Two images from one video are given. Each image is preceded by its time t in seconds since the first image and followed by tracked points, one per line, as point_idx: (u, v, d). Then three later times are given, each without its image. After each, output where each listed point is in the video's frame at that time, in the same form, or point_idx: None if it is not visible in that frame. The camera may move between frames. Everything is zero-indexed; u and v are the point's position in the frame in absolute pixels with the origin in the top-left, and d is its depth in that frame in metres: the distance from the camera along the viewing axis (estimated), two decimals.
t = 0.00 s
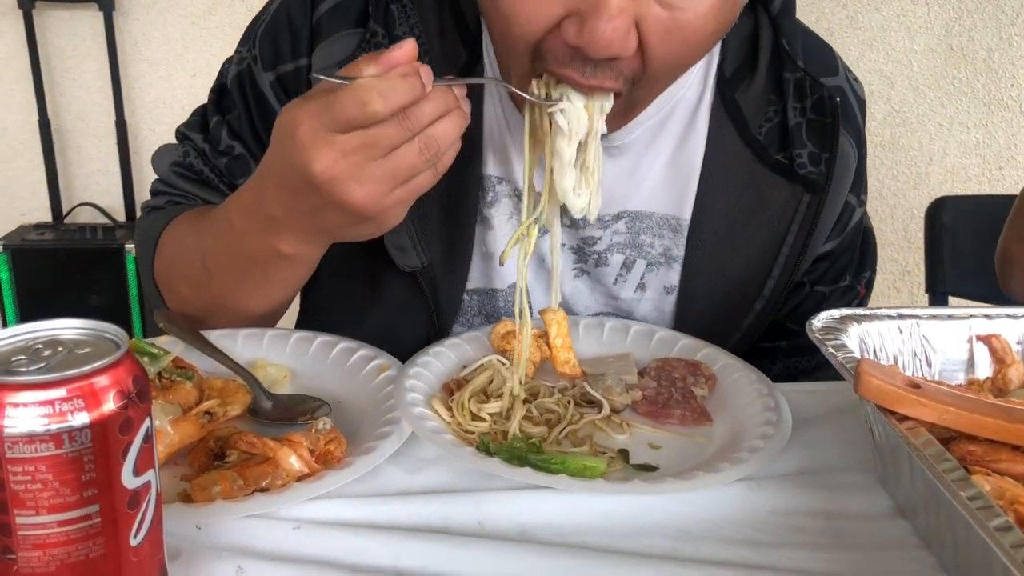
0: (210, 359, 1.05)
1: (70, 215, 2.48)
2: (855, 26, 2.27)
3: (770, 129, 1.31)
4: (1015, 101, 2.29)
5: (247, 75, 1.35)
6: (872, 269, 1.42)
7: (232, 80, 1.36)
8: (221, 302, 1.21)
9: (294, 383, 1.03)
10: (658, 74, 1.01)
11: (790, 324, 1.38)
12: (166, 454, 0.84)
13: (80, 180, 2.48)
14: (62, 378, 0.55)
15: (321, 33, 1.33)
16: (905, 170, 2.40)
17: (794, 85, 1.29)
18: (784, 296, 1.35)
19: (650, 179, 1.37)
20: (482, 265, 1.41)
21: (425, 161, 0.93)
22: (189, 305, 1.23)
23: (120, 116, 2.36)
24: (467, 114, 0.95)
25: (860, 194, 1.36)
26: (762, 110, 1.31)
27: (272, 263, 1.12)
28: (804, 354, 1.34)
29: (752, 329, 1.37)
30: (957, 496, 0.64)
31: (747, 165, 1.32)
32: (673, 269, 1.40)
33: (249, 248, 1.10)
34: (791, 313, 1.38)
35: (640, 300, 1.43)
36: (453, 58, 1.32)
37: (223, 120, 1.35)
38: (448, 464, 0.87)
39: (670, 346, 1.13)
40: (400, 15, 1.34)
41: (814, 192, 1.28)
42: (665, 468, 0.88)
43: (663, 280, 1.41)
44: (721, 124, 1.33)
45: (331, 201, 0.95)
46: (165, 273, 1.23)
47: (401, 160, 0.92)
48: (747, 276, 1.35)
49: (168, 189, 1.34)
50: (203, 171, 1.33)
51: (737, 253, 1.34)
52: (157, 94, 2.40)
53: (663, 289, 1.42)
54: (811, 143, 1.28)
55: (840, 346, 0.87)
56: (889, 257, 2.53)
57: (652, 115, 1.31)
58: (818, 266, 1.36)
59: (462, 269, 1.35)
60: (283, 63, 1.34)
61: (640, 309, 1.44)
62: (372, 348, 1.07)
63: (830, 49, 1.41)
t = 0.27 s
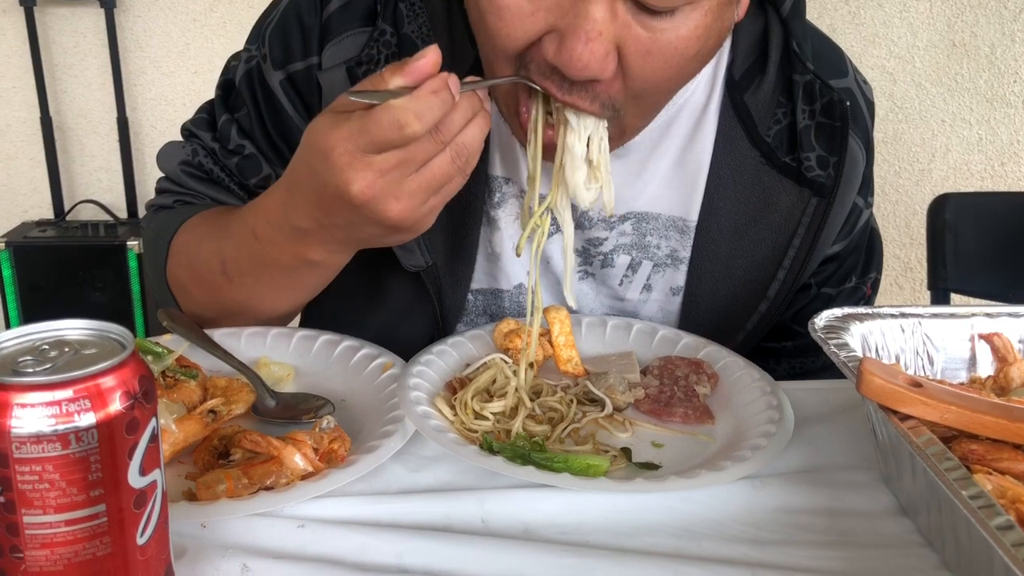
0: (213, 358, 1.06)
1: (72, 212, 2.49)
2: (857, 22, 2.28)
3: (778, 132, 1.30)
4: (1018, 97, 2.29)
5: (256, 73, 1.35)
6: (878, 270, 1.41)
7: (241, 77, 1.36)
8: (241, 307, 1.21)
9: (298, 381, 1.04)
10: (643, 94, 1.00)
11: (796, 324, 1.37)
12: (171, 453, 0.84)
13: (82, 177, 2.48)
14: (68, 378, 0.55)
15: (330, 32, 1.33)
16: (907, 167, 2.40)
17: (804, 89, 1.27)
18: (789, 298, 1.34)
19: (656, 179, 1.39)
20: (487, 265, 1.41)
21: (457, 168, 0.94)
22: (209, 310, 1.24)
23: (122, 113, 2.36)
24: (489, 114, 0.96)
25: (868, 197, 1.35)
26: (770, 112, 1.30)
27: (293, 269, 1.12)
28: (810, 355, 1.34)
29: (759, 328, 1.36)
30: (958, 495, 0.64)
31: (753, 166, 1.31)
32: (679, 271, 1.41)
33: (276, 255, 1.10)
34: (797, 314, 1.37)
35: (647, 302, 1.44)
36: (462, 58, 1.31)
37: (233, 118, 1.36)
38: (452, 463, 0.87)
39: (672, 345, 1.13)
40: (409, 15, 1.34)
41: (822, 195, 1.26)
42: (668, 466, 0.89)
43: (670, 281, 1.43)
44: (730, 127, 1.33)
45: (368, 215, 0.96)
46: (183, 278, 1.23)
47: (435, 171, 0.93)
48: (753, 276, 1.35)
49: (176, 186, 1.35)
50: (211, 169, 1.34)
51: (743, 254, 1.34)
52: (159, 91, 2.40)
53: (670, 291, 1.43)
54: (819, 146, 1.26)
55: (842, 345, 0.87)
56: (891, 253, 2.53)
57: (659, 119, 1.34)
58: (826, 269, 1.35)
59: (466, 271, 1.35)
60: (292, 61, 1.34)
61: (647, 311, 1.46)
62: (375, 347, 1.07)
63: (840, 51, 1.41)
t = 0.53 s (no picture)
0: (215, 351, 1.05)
1: (73, 207, 2.48)
2: (859, 15, 2.27)
3: (784, 121, 1.30)
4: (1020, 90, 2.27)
5: (256, 62, 1.34)
6: (881, 261, 1.39)
7: (241, 67, 1.35)
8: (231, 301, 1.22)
9: (299, 374, 1.03)
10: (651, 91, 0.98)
11: (801, 315, 1.37)
12: (172, 446, 0.84)
13: (83, 173, 2.48)
14: (68, 369, 0.55)
15: (332, 21, 1.33)
16: (910, 160, 2.40)
17: (811, 78, 1.28)
18: (795, 288, 1.33)
19: (661, 169, 1.37)
20: (490, 256, 1.41)
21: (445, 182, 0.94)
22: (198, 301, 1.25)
23: (123, 108, 2.36)
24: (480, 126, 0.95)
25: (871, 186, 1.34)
26: (776, 101, 1.30)
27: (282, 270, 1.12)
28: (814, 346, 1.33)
29: (765, 320, 1.36)
30: (963, 485, 0.64)
31: (759, 155, 1.31)
32: (684, 261, 1.41)
33: (264, 258, 1.10)
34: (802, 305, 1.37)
35: (651, 292, 1.45)
36: (463, 46, 1.29)
37: (233, 108, 1.35)
38: (454, 456, 0.87)
39: (675, 337, 1.12)
40: (411, 3, 1.34)
41: (828, 185, 1.26)
42: (671, 458, 0.88)
43: (674, 272, 1.42)
44: (736, 116, 1.32)
45: (355, 227, 0.95)
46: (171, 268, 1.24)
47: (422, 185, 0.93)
48: (759, 267, 1.34)
49: (176, 175, 1.34)
50: (211, 158, 1.33)
51: (749, 244, 1.34)
52: (160, 86, 2.39)
53: (674, 281, 1.43)
54: (825, 135, 1.27)
55: (846, 336, 0.86)
56: (893, 247, 2.53)
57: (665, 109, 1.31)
58: (831, 259, 1.35)
59: (467, 262, 1.34)
60: (292, 51, 1.33)
61: (651, 301, 1.46)
62: (377, 340, 1.07)
63: (845, 41, 1.40)
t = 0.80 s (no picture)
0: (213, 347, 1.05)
1: (74, 204, 2.49)
2: (860, 10, 2.27)
3: (783, 113, 1.30)
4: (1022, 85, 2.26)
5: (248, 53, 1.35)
6: (880, 255, 1.40)
7: (235, 59, 1.36)
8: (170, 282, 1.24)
9: (297, 370, 1.03)
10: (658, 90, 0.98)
11: (800, 308, 1.37)
12: (170, 442, 0.84)
13: (84, 170, 2.48)
14: (63, 365, 0.55)
15: (325, 14, 1.33)
16: (910, 155, 2.39)
17: (810, 70, 1.28)
18: (795, 281, 1.34)
19: (659, 163, 1.36)
20: (486, 252, 1.40)
21: (335, 208, 0.91)
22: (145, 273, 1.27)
23: (123, 105, 2.36)
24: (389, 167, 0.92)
25: (870, 178, 1.34)
26: (774, 93, 1.30)
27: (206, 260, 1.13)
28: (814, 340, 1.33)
29: (763, 312, 1.37)
30: (960, 481, 0.63)
31: (758, 148, 1.31)
32: (682, 255, 1.40)
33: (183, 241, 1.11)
34: (801, 298, 1.37)
35: (650, 286, 1.43)
36: (458, 40, 1.31)
37: (223, 98, 1.35)
38: (452, 452, 0.87)
39: (673, 332, 1.12)
40: None
41: (828, 177, 1.27)
42: (669, 454, 0.88)
43: (673, 265, 1.41)
44: (735, 109, 1.31)
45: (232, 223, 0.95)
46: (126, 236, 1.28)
47: (305, 203, 0.91)
48: (758, 260, 1.34)
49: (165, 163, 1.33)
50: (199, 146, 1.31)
51: (747, 237, 1.34)
52: (160, 83, 2.39)
53: (673, 275, 1.42)
54: (824, 127, 1.27)
55: (843, 332, 0.86)
56: (894, 243, 2.52)
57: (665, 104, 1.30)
58: (830, 251, 1.35)
59: (461, 255, 1.35)
60: (278, 43, 1.34)
61: (649, 295, 1.44)
62: (375, 336, 1.07)
63: (841, 32, 1.40)
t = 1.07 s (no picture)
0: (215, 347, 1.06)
1: (78, 205, 2.50)
2: (861, 9, 2.27)
3: (776, 111, 1.30)
4: None
5: (243, 55, 1.36)
6: (877, 253, 1.39)
7: (230, 61, 1.37)
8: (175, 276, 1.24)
9: (298, 370, 1.04)
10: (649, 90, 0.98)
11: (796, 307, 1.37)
12: (171, 442, 0.84)
13: (87, 171, 2.49)
14: (65, 366, 0.55)
15: (318, 15, 1.33)
16: (913, 154, 2.39)
17: (802, 68, 1.28)
18: (789, 280, 1.34)
19: (653, 163, 1.38)
20: (483, 252, 1.41)
21: (358, 240, 0.94)
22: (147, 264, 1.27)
23: (125, 106, 2.37)
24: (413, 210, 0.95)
25: (866, 176, 1.34)
26: (767, 92, 1.30)
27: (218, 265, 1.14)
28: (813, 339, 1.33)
29: (758, 312, 1.37)
30: (955, 479, 0.64)
31: (751, 146, 1.31)
32: (677, 253, 1.41)
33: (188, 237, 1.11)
34: (798, 297, 1.37)
35: (646, 284, 1.44)
36: (452, 42, 1.32)
37: (220, 99, 1.36)
38: (451, 451, 0.87)
39: (672, 332, 1.13)
40: None
41: (821, 174, 1.27)
42: (667, 453, 0.88)
43: (668, 263, 1.42)
44: (727, 108, 1.32)
45: (254, 232, 0.96)
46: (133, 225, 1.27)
47: (333, 231, 0.93)
48: (753, 259, 1.35)
49: (163, 163, 1.34)
50: (195, 147, 1.32)
51: (742, 236, 1.34)
52: (162, 84, 2.40)
53: (668, 273, 1.43)
54: (817, 125, 1.27)
55: (841, 331, 0.87)
56: (897, 241, 2.52)
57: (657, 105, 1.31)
58: (828, 250, 1.34)
59: (459, 256, 1.36)
60: (272, 45, 1.34)
61: (646, 293, 1.46)
62: (375, 336, 1.08)
63: (835, 30, 1.40)
